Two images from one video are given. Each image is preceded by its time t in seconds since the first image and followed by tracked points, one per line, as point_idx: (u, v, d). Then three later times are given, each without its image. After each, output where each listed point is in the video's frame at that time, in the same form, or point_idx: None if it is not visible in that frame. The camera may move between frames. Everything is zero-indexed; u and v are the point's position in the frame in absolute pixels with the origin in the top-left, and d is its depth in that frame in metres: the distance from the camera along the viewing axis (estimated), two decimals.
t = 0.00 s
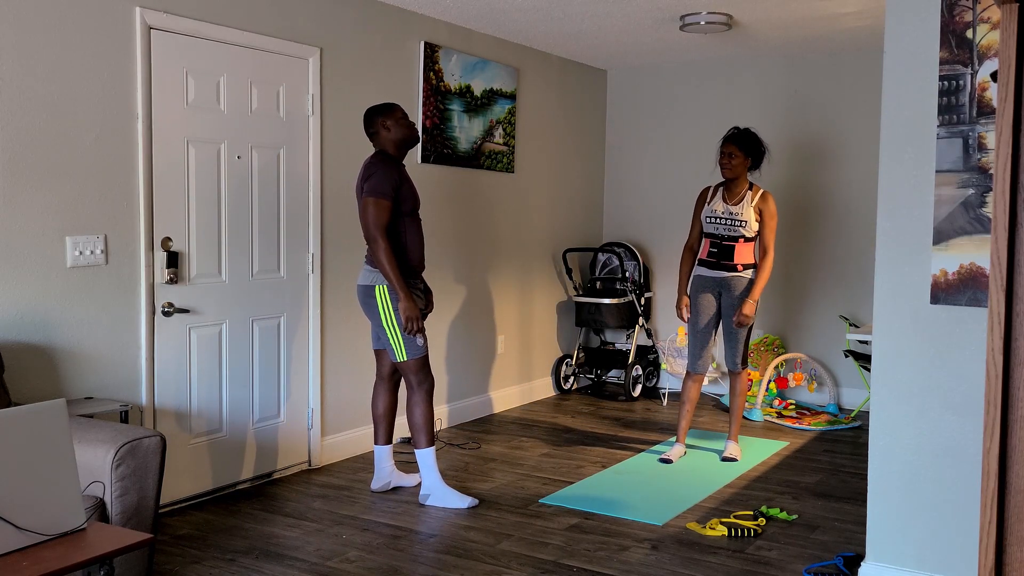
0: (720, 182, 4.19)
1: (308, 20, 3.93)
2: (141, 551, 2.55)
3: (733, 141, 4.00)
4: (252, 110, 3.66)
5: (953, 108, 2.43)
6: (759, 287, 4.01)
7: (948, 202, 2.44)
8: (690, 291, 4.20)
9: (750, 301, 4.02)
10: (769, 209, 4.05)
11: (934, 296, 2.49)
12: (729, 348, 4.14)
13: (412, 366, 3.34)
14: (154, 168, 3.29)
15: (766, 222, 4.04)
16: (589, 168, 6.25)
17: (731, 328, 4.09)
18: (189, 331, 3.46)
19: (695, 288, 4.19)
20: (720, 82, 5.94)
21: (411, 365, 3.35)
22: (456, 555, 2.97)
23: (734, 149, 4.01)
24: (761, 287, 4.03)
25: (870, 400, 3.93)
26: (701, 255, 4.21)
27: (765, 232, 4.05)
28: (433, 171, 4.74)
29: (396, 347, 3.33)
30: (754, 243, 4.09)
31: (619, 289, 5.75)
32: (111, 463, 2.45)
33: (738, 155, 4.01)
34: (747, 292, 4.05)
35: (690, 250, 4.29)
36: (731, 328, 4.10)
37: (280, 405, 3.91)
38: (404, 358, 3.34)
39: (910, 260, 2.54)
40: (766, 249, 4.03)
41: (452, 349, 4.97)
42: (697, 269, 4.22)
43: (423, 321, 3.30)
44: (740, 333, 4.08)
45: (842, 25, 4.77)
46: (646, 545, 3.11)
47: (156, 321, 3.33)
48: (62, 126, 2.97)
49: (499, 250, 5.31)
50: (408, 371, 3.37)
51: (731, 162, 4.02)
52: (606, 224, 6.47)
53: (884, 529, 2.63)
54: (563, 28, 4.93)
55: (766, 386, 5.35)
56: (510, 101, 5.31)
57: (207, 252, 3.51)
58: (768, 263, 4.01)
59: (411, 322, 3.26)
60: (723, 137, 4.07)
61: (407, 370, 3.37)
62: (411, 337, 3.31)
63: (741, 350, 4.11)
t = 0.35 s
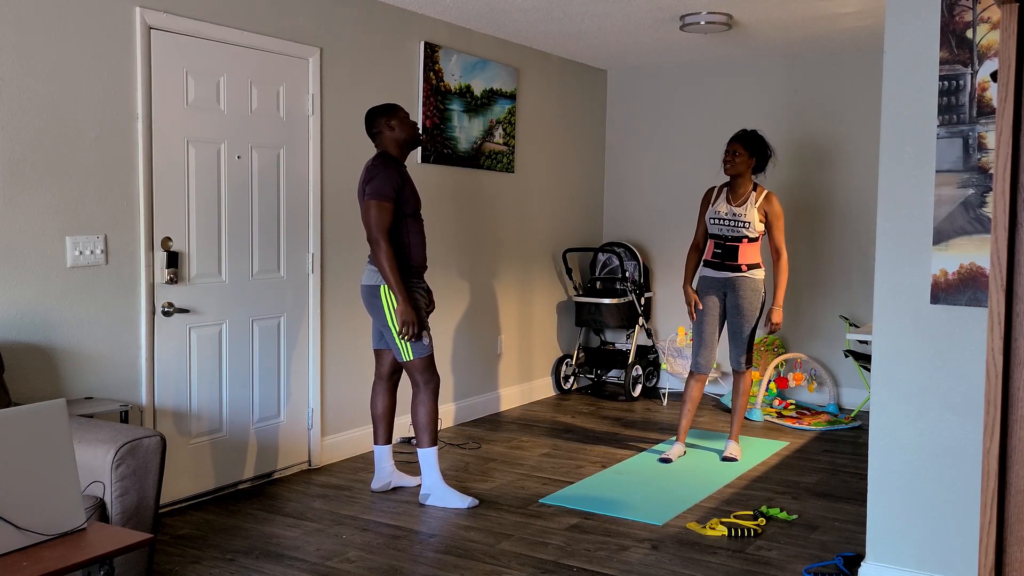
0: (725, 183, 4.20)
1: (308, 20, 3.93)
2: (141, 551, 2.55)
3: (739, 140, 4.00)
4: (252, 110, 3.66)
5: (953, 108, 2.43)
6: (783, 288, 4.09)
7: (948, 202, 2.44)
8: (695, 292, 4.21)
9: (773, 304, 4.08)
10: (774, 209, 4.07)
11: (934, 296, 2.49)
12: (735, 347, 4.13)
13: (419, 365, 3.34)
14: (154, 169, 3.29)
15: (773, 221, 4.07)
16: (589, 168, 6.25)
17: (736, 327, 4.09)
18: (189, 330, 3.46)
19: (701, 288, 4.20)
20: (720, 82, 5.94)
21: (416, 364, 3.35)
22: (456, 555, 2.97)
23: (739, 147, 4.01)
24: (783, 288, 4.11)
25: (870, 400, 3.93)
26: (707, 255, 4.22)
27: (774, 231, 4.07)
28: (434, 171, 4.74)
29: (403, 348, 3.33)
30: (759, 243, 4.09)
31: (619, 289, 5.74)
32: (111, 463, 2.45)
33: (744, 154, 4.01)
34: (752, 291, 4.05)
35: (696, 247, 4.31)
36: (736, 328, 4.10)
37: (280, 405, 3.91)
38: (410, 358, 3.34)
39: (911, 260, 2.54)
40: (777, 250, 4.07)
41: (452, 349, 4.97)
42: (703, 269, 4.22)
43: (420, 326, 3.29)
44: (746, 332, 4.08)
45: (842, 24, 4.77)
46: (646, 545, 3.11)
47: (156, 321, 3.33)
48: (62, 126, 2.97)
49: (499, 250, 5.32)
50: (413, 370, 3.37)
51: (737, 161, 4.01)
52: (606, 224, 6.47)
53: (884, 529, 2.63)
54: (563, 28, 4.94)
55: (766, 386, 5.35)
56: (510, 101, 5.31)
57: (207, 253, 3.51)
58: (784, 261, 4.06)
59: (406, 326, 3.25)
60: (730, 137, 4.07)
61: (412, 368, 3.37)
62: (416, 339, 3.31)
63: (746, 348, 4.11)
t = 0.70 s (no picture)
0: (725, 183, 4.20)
1: (308, 19, 3.93)
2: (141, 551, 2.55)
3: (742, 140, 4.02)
4: (252, 110, 3.66)
5: (953, 108, 2.43)
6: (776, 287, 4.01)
7: (948, 202, 2.44)
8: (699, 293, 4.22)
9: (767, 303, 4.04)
10: (775, 210, 4.03)
11: (934, 296, 2.49)
12: (738, 347, 4.12)
13: (421, 365, 3.33)
14: (154, 169, 3.29)
15: (773, 221, 4.02)
16: (589, 168, 6.26)
17: (741, 327, 4.09)
18: (189, 330, 3.46)
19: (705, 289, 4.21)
20: (720, 82, 5.94)
21: (418, 364, 3.35)
22: (456, 555, 2.97)
23: (742, 146, 4.02)
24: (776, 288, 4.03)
25: (870, 399, 3.93)
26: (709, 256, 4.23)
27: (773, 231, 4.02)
28: (434, 171, 4.74)
29: (404, 347, 3.32)
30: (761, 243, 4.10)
31: (619, 289, 5.75)
32: (111, 463, 2.45)
33: (745, 154, 4.01)
34: (756, 291, 4.06)
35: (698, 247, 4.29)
36: (739, 328, 4.10)
37: (280, 405, 3.91)
38: (412, 357, 3.34)
39: (911, 260, 2.54)
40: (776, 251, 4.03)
41: (452, 349, 4.97)
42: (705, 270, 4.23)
43: (428, 322, 3.31)
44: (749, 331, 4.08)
45: (842, 25, 4.77)
46: (646, 545, 3.11)
47: (156, 321, 3.33)
48: (62, 126, 2.97)
49: (499, 250, 5.32)
50: (415, 370, 3.37)
51: (737, 160, 4.02)
52: (605, 223, 6.47)
53: (884, 529, 2.63)
54: (563, 28, 4.94)
55: (766, 386, 5.35)
56: (510, 101, 5.31)
57: (207, 252, 3.51)
58: (781, 262, 3.98)
59: (415, 325, 3.26)
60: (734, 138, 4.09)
61: (414, 368, 3.37)
62: (419, 337, 3.31)
63: (750, 348, 4.09)
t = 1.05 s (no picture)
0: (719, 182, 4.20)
1: (308, 19, 3.92)
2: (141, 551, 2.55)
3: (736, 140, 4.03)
4: (251, 110, 3.66)
5: (953, 108, 2.43)
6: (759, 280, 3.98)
7: (948, 202, 2.44)
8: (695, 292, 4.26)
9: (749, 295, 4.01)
10: (767, 207, 4.02)
11: (934, 296, 2.49)
12: (733, 346, 4.14)
13: (419, 365, 3.33)
14: (154, 169, 3.29)
15: (766, 218, 4.01)
16: (589, 168, 6.26)
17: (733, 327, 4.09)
18: (189, 330, 3.46)
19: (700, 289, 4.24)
20: (720, 82, 5.94)
21: (416, 365, 3.35)
22: (456, 555, 2.97)
23: (737, 146, 4.02)
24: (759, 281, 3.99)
25: (870, 399, 3.92)
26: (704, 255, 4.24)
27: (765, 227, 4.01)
28: (434, 171, 4.74)
29: (402, 348, 3.33)
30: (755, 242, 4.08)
31: (619, 289, 5.75)
32: (111, 463, 2.45)
33: (739, 153, 4.01)
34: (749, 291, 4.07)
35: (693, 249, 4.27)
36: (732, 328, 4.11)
37: (280, 405, 3.91)
38: (410, 358, 3.34)
39: (911, 260, 2.54)
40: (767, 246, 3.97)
41: (452, 349, 4.97)
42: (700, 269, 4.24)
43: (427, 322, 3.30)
44: (743, 331, 4.07)
45: (842, 24, 4.77)
46: (646, 545, 3.11)
47: (156, 321, 3.33)
48: (62, 127, 2.97)
49: (499, 250, 5.32)
50: (413, 370, 3.37)
51: (731, 159, 4.01)
52: (606, 223, 6.47)
53: (884, 529, 2.63)
54: (563, 28, 4.93)
55: (766, 386, 5.35)
56: (510, 101, 5.31)
57: (207, 252, 3.51)
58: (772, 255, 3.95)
59: (415, 325, 3.27)
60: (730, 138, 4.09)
61: (412, 369, 3.37)
62: (417, 338, 3.31)
63: (745, 348, 4.10)
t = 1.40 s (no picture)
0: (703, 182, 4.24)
1: (308, 19, 3.92)
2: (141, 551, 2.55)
3: (709, 142, 4.03)
4: (251, 110, 3.66)
5: (953, 108, 2.43)
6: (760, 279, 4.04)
7: (948, 202, 2.44)
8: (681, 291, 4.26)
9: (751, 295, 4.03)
10: (751, 205, 4.04)
11: (934, 296, 2.49)
12: (721, 345, 4.15)
13: (415, 366, 3.33)
14: (154, 169, 3.29)
15: (751, 217, 4.04)
16: (589, 168, 6.26)
17: (722, 324, 4.10)
18: (189, 330, 3.46)
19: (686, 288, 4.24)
20: (720, 82, 5.94)
21: (413, 365, 3.35)
22: (456, 555, 2.97)
23: (710, 150, 4.04)
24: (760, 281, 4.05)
25: (870, 399, 3.92)
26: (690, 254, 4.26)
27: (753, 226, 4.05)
28: (434, 171, 4.74)
29: (399, 348, 3.33)
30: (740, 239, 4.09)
31: (619, 289, 5.75)
32: (111, 463, 2.45)
33: (716, 155, 4.04)
34: (733, 288, 4.07)
35: (679, 250, 4.39)
36: (721, 326, 4.11)
37: (280, 406, 3.91)
38: (406, 358, 3.34)
39: (911, 261, 2.54)
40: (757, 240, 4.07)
41: (452, 349, 4.97)
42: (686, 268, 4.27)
43: (417, 327, 3.30)
44: (730, 328, 4.10)
45: (842, 24, 4.77)
46: (646, 545, 3.11)
47: (156, 321, 3.33)
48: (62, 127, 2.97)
49: (499, 250, 5.32)
50: (410, 371, 3.37)
51: (708, 163, 4.05)
52: (606, 223, 6.47)
53: (884, 529, 2.64)
54: (563, 28, 4.94)
55: (766, 386, 5.35)
56: (510, 101, 5.31)
57: (206, 252, 3.51)
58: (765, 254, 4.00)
59: (405, 328, 3.27)
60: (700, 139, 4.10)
61: (409, 369, 3.37)
62: (413, 340, 3.32)
63: (733, 346, 4.12)
